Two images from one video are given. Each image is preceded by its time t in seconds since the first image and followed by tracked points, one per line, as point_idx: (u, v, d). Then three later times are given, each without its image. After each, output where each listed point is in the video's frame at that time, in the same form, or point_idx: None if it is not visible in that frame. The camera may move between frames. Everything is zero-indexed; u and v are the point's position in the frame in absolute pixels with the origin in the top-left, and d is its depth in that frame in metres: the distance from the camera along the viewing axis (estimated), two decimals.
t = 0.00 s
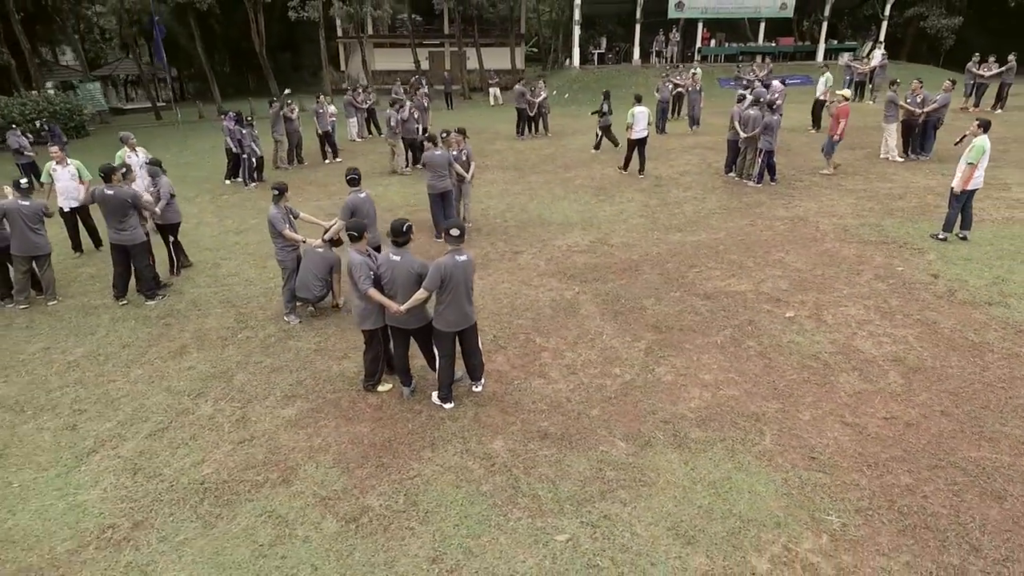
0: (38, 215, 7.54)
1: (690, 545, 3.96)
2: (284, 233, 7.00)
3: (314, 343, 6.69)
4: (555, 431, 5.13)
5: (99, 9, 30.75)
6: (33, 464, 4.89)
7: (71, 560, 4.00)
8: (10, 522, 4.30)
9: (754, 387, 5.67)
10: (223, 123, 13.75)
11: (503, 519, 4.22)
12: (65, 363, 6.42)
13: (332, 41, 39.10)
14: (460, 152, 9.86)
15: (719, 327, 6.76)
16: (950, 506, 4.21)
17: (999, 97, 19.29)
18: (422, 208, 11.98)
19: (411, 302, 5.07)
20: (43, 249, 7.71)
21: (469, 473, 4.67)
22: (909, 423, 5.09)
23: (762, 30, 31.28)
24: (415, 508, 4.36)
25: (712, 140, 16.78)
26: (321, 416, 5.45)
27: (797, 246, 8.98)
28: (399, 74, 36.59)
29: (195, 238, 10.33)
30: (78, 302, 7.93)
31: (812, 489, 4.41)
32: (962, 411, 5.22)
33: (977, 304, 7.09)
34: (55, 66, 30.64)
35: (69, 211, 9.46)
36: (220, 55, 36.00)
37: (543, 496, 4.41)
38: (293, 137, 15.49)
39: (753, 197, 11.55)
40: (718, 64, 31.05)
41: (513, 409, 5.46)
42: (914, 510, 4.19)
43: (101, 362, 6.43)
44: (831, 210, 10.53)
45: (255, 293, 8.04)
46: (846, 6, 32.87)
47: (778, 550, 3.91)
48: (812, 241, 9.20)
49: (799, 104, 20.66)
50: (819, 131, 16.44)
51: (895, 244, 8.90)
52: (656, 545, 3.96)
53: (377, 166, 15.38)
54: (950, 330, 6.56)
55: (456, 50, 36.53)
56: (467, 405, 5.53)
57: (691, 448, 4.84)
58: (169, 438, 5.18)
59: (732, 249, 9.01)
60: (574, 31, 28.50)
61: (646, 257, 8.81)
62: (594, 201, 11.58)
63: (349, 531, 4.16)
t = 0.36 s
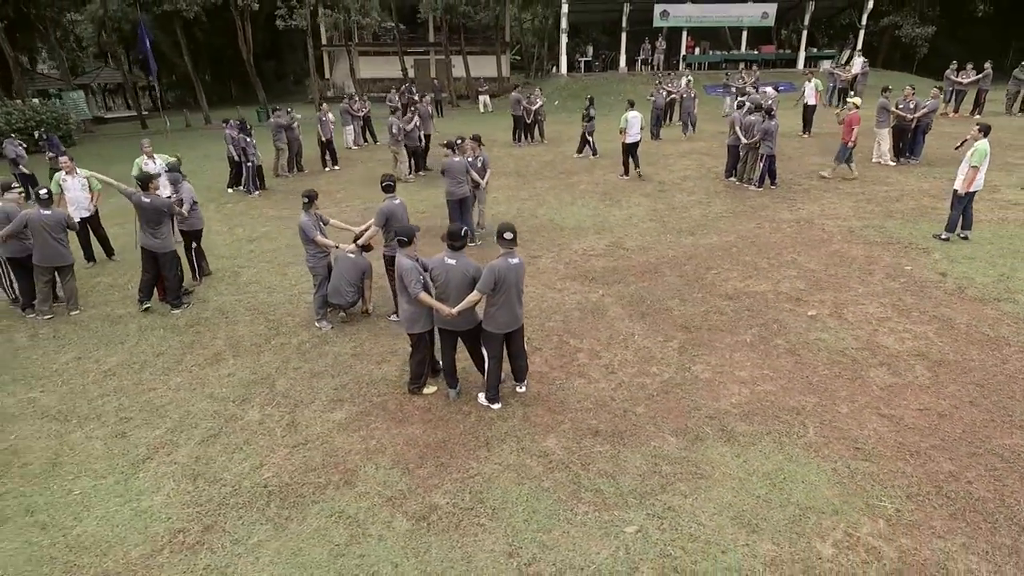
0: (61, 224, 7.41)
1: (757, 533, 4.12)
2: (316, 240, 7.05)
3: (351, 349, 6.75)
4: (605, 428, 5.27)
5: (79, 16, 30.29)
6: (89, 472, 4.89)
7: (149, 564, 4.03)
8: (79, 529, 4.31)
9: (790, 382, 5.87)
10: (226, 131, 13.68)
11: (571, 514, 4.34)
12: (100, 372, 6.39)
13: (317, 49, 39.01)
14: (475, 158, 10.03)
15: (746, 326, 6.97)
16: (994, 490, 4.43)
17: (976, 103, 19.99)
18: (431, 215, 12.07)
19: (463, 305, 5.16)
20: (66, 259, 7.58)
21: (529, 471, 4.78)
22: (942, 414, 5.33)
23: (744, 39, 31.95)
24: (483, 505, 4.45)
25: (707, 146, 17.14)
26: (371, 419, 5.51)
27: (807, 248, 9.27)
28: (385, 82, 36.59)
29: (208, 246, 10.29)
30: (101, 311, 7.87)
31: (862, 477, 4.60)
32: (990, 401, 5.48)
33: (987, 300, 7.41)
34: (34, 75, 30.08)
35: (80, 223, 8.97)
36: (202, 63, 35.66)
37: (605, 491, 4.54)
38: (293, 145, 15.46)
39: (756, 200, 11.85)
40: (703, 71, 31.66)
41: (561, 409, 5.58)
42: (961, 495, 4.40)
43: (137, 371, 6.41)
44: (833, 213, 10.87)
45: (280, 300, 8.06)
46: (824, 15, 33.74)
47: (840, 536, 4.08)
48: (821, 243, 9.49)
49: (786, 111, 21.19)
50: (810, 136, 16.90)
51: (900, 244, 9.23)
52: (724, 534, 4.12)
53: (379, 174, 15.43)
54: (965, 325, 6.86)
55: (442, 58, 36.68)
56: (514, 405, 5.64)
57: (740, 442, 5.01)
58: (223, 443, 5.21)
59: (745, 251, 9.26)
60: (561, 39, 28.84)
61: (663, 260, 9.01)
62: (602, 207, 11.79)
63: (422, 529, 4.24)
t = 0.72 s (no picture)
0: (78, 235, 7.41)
1: (809, 517, 4.34)
2: (348, 246, 7.15)
3: (386, 352, 6.86)
4: (648, 424, 5.47)
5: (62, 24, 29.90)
6: (148, 475, 4.95)
7: (225, 561, 4.12)
8: (149, 529, 4.39)
9: (817, 376, 6.13)
10: (230, 140, 13.67)
11: (630, 504, 4.51)
12: (138, 379, 6.42)
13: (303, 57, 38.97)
14: (488, 165, 10.23)
15: (768, 324, 7.23)
16: None
17: (955, 110, 20.71)
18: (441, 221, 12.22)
19: (513, 306, 5.33)
20: (83, 270, 7.56)
21: (582, 465, 4.94)
22: (964, 404, 5.62)
23: (728, 48, 32.63)
24: (542, 498, 4.61)
25: (702, 151, 17.53)
26: (419, 419, 5.64)
27: (813, 249, 9.60)
28: (373, 90, 36.63)
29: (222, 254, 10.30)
30: (127, 320, 7.89)
31: (899, 463, 4.85)
32: (1007, 391, 5.78)
33: (992, 297, 7.77)
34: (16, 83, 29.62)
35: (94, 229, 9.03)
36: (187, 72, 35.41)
37: (659, 481, 4.72)
38: (295, 153, 15.50)
39: (757, 204, 12.20)
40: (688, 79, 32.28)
41: (602, 405, 5.76)
42: (993, 478, 4.67)
43: (176, 377, 6.46)
44: (833, 215, 11.24)
45: (306, 306, 8.14)
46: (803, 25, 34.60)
47: (887, 518, 4.31)
48: (826, 244, 9.83)
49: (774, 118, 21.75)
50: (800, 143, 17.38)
51: (901, 245, 9.62)
52: (778, 519, 4.33)
53: (382, 181, 15.53)
54: (974, 320, 7.20)
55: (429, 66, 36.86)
56: (557, 404, 5.80)
57: (779, 434, 5.23)
58: (276, 445, 5.31)
59: (755, 253, 9.56)
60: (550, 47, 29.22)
61: (677, 262, 9.27)
62: (610, 212, 12.03)
63: (488, 522, 4.39)
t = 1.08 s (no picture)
0: (72, 247, 7.16)
1: (839, 495, 4.62)
2: (366, 250, 7.24)
3: (408, 354, 6.97)
4: (675, 415, 5.71)
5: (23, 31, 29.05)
6: (192, 479, 4.99)
7: (288, 558, 4.20)
8: (206, 531, 4.44)
9: (826, 366, 6.47)
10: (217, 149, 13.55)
11: (671, 489, 4.74)
12: (162, 387, 6.40)
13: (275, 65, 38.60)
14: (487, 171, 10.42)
15: (772, 319, 7.57)
16: None
17: (916, 114, 21.74)
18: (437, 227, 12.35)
19: (546, 303, 5.51)
20: (80, 283, 7.34)
21: (619, 455, 5.16)
22: (964, 387, 6.01)
23: (697, 56, 33.53)
24: (587, 487, 4.80)
25: (683, 156, 18.04)
26: (452, 417, 5.77)
27: (803, 248, 10.03)
28: (347, 99, 36.51)
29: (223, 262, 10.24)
30: (137, 329, 7.81)
31: (913, 443, 5.19)
32: (1000, 374, 6.20)
33: (974, 289, 8.28)
34: None
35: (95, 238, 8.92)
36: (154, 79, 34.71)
37: (695, 468, 4.96)
38: (283, 161, 15.43)
39: (744, 206, 12.66)
40: (660, 86, 33.03)
41: (628, 399, 5.99)
42: (1001, 454, 5.03)
43: (200, 383, 6.46)
44: (817, 216, 11.75)
45: (319, 311, 8.19)
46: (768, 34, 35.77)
47: (911, 493, 4.61)
48: (814, 243, 10.29)
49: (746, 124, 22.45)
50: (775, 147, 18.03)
51: (885, 242, 10.12)
52: (811, 497, 4.61)
53: (372, 189, 15.57)
54: (961, 310, 7.67)
55: (404, 74, 36.93)
56: (585, 399, 6.00)
57: (800, 420, 5.53)
58: (317, 446, 5.38)
59: (749, 252, 9.95)
60: (526, 55, 29.63)
61: (677, 263, 9.59)
62: (603, 216, 12.34)
63: (539, 511, 4.56)
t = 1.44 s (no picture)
0: (84, 255, 6.87)
1: (874, 476, 4.87)
2: (390, 252, 7.33)
3: (435, 355, 7.06)
4: (706, 406, 5.92)
5: None
6: (242, 480, 5.01)
7: (355, 552, 4.27)
8: (266, 530, 4.47)
9: (841, 357, 6.76)
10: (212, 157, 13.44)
11: (715, 476, 4.93)
12: (193, 392, 6.37)
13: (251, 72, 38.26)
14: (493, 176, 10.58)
15: (783, 314, 7.86)
16: None
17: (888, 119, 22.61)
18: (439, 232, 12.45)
19: (582, 299, 5.70)
20: (90, 294, 7.05)
21: (660, 445, 5.34)
22: (973, 373, 6.34)
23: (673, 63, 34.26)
24: (634, 476, 4.97)
25: (669, 160, 18.46)
26: (490, 414, 5.89)
27: (799, 246, 10.43)
28: (326, 106, 36.33)
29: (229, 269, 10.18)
30: (154, 336, 7.75)
31: (934, 426, 5.47)
32: (1004, 361, 6.57)
33: (967, 283, 8.70)
34: None
35: (109, 245, 8.97)
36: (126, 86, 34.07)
37: (734, 455, 5.17)
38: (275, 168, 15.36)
39: (737, 207, 13.04)
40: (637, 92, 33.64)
41: (658, 392, 6.18)
42: (1016, 434, 5.34)
43: (231, 388, 6.45)
44: (809, 216, 12.18)
45: (338, 316, 8.23)
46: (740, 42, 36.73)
47: (940, 472, 4.88)
48: (810, 242, 10.67)
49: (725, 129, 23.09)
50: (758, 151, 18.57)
51: (875, 240, 10.59)
52: (849, 479, 4.84)
53: (366, 195, 15.58)
54: (958, 303, 8.06)
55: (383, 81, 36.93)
56: (617, 393, 6.18)
57: (826, 408, 5.79)
58: (361, 445, 5.44)
59: (750, 251, 10.28)
60: (507, 62, 29.96)
61: (682, 263, 9.86)
62: (602, 220, 12.59)
63: (592, 500, 4.69)
